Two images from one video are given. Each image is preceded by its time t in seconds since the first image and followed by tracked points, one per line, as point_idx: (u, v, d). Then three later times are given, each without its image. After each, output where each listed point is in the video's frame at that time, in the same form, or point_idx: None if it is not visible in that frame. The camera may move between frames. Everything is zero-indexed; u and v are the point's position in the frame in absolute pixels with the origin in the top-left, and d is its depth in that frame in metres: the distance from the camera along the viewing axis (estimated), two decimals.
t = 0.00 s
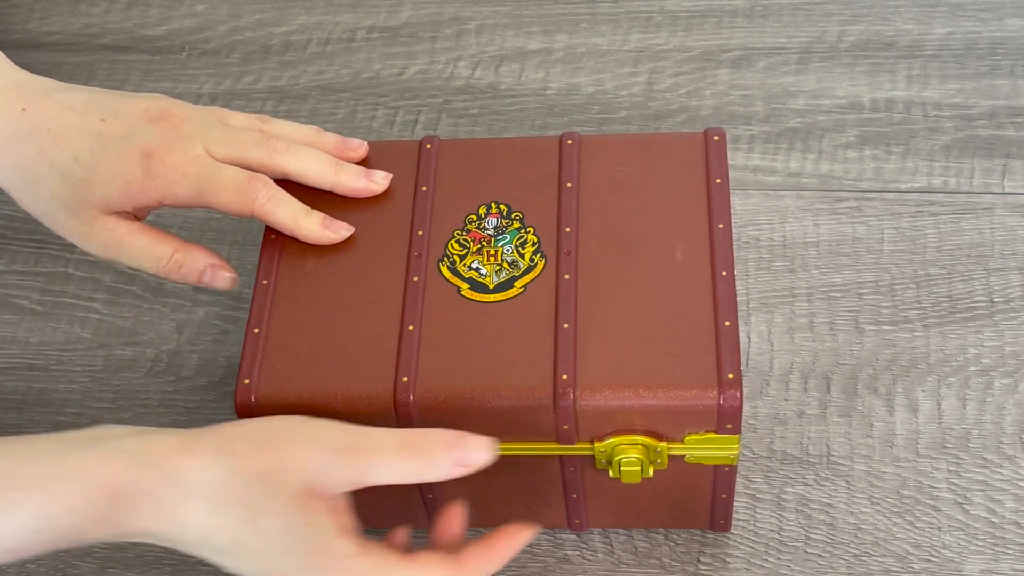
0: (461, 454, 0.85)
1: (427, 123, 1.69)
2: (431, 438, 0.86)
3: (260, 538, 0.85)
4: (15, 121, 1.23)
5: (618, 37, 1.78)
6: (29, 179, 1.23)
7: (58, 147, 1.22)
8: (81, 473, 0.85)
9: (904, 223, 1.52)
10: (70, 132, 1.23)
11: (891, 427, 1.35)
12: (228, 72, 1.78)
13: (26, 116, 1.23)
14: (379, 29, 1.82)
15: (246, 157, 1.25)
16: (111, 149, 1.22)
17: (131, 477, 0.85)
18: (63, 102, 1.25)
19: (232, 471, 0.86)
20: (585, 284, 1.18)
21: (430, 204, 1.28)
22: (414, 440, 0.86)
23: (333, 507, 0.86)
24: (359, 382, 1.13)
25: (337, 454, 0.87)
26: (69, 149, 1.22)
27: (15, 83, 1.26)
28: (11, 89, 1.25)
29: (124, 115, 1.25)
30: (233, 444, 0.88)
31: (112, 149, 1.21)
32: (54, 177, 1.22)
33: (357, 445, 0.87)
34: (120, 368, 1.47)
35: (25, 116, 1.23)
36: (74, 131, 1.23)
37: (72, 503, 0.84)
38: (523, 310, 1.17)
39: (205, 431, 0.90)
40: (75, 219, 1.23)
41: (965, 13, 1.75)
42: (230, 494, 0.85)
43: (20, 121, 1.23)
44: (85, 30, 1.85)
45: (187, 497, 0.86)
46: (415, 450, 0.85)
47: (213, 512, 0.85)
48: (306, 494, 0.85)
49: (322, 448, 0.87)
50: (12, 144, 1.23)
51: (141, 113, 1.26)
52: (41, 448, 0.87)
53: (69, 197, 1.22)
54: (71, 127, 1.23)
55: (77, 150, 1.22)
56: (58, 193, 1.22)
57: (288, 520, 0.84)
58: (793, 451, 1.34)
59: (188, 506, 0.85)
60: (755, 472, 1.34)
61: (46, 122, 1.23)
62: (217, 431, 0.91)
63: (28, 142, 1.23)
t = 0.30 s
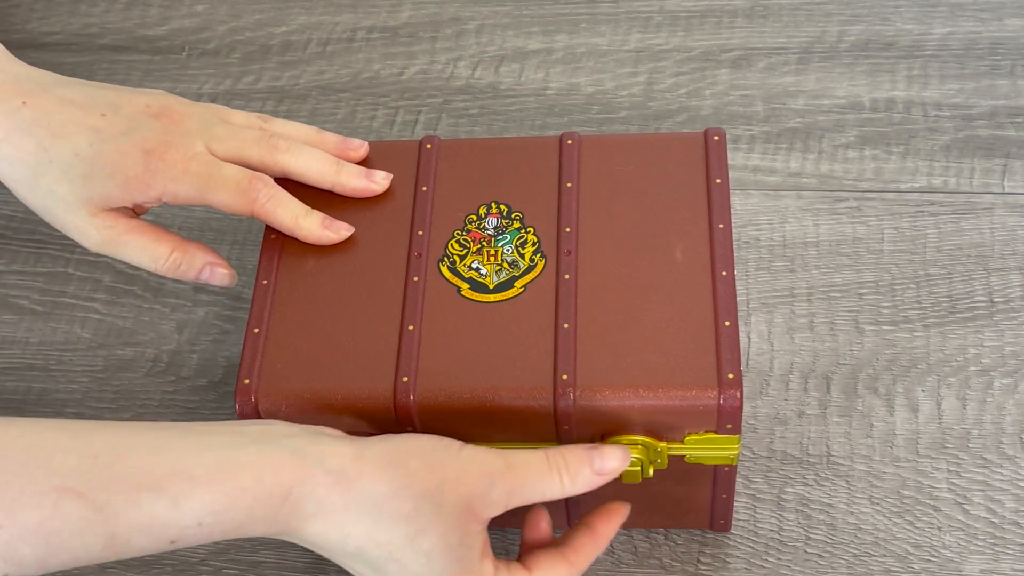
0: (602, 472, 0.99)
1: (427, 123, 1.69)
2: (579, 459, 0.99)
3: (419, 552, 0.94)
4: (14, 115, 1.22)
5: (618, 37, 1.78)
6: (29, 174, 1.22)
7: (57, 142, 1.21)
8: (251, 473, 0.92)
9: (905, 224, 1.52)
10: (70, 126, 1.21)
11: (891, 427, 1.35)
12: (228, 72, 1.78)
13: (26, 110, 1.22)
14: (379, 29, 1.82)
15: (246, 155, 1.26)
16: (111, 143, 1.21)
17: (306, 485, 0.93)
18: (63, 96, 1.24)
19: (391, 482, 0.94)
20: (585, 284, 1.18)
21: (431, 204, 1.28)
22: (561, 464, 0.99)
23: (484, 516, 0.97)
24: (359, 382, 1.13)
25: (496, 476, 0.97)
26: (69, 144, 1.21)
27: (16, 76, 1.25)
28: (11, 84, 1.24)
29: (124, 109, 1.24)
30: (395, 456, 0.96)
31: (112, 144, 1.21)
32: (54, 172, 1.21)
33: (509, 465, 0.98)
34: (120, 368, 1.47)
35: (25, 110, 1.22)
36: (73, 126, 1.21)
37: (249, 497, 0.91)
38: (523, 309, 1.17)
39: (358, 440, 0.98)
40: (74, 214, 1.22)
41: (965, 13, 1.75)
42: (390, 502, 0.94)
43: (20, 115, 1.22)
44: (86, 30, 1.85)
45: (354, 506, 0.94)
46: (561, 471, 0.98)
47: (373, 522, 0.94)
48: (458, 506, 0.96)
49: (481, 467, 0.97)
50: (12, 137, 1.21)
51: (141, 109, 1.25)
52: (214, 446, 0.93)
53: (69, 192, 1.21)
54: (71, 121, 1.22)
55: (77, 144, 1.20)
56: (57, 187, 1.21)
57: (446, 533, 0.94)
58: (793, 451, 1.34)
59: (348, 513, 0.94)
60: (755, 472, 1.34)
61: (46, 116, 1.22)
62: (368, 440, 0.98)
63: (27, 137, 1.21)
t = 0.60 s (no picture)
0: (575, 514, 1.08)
1: (427, 123, 1.68)
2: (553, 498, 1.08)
3: None
4: (14, 118, 1.20)
5: (618, 37, 1.78)
6: (28, 177, 1.20)
7: (57, 145, 1.19)
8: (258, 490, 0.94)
9: (905, 224, 1.52)
10: (70, 129, 1.21)
11: (891, 427, 1.35)
12: (228, 72, 1.78)
13: (26, 113, 1.20)
14: (379, 29, 1.82)
15: (246, 156, 1.26)
16: (112, 146, 1.20)
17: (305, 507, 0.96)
18: (62, 99, 1.23)
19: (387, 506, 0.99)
20: (584, 284, 1.18)
21: (430, 204, 1.28)
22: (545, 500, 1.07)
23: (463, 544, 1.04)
24: (359, 382, 1.13)
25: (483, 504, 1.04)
26: (69, 147, 1.19)
27: (15, 78, 1.24)
28: (11, 86, 1.22)
29: (124, 112, 1.24)
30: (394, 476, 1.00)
31: (113, 147, 1.20)
32: (54, 175, 1.19)
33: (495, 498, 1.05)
34: (120, 368, 1.47)
35: (25, 113, 1.21)
36: (74, 129, 1.21)
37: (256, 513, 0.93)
38: (523, 309, 1.17)
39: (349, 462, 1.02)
40: (74, 217, 1.21)
41: (965, 13, 1.75)
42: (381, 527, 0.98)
43: (20, 118, 1.20)
44: (86, 30, 1.85)
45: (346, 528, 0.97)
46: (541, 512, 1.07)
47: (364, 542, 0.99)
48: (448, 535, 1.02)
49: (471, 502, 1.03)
50: (11, 139, 1.19)
51: (141, 111, 1.25)
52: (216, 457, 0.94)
53: (70, 196, 1.19)
54: (71, 123, 1.21)
55: (77, 147, 1.19)
56: (57, 191, 1.20)
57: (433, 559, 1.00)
58: (793, 451, 1.34)
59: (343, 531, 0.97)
60: (755, 472, 1.34)
61: (46, 119, 1.21)
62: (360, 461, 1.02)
63: (27, 140, 1.20)
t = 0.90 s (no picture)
0: None
1: (427, 123, 1.68)
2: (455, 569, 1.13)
3: None
4: (14, 121, 1.22)
5: (618, 37, 1.78)
6: (28, 179, 1.21)
7: (58, 147, 1.20)
8: (184, 544, 1.01)
9: (905, 224, 1.52)
10: (70, 131, 1.21)
11: (891, 427, 1.35)
12: (228, 72, 1.78)
13: (26, 114, 1.22)
14: (379, 29, 1.82)
15: (246, 156, 1.25)
16: (111, 148, 1.21)
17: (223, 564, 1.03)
18: (62, 100, 1.24)
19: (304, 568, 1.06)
20: (584, 284, 1.18)
21: (431, 204, 1.28)
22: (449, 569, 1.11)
23: None
24: (358, 382, 1.13)
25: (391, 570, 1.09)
26: (69, 149, 1.20)
27: (15, 78, 1.24)
28: (11, 87, 1.23)
29: (123, 112, 1.24)
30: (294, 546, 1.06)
31: (112, 148, 1.20)
32: (54, 176, 1.20)
33: (405, 564, 1.10)
34: (120, 368, 1.47)
35: (25, 115, 1.22)
36: (73, 131, 1.21)
37: (178, 566, 1.00)
38: (523, 309, 1.17)
39: (273, 517, 1.08)
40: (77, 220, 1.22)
41: (965, 13, 1.75)
42: None
43: (19, 119, 1.22)
44: (86, 30, 1.85)
45: None
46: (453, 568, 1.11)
47: None
48: None
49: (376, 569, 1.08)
50: (12, 141, 1.21)
51: (141, 111, 1.25)
52: (155, 506, 1.02)
53: (70, 197, 1.21)
54: (71, 126, 1.22)
55: (77, 149, 1.20)
56: (58, 194, 1.21)
57: None
58: (793, 451, 1.34)
59: None
60: (755, 472, 1.34)
61: (46, 120, 1.22)
62: (283, 517, 1.08)
63: (27, 143, 1.21)
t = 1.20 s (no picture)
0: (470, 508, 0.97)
1: (427, 123, 1.68)
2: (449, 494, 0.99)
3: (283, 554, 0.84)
4: (13, 128, 1.18)
5: (618, 37, 1.78)
6: (27, 184, 1.20)
7: (57, 153, 1.18)
8: (139, 464, 0.81)
9: (905, 224, 1.52)
10: (68, 135, 1.19)
11: (891, 427, 1.35)
12: (228, 72, 1.78)
13: (24, 119, 1.18)
14: (379, 29, 1.82)
15: (248, 158, 1.25)
16: (111, 152, 1.18)
17: (183, 488, 0.82)
18: (61, 104, 1.21)
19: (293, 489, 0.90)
20: (584, 285, 1.18)
21: (431, 204, 1.28)
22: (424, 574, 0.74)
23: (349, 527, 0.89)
24: (358, 382, 1.13)
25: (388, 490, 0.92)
26: (68, 154, 1.18)
27: (11, 82, 1.21)
28: (9, 92, 1.20)
29: (122, 115, 1.22)
30: (254, 458, 0.85)
31: (111, 152, 1.18)
32: (54, 181, 1.18)
33: (381, 478, 0.90)
34: (120, 368, 1.47)
35: (23, 120, 1.18)
36: (72, 135, 1.19)
37: (136, 491, 0.80)
38: (523, 310, 1.17)
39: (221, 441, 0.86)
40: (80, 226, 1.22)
41: (965, 13, 1.75)
42: (253, 525, 0.83)
43: (17, 125, 1.18)
44: (86, 30, 1.85)
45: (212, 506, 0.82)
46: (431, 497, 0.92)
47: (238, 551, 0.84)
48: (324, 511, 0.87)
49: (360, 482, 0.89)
50: (11, 147, 1.18)
51: (140, 114, 1.23)
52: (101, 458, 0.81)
53: (71, 202, 1.19)
54: (70, 130, 1.19)
55: (76, 154, 1.18)
56: (59, 199, 1.19)
57: (311, 535, 0.84)
58: (793, 451, 1.34)
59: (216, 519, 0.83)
60: (755, 472, 1.34)
61: (45, 126, 1.18)
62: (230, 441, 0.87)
63: (26, 148, 1.18)
